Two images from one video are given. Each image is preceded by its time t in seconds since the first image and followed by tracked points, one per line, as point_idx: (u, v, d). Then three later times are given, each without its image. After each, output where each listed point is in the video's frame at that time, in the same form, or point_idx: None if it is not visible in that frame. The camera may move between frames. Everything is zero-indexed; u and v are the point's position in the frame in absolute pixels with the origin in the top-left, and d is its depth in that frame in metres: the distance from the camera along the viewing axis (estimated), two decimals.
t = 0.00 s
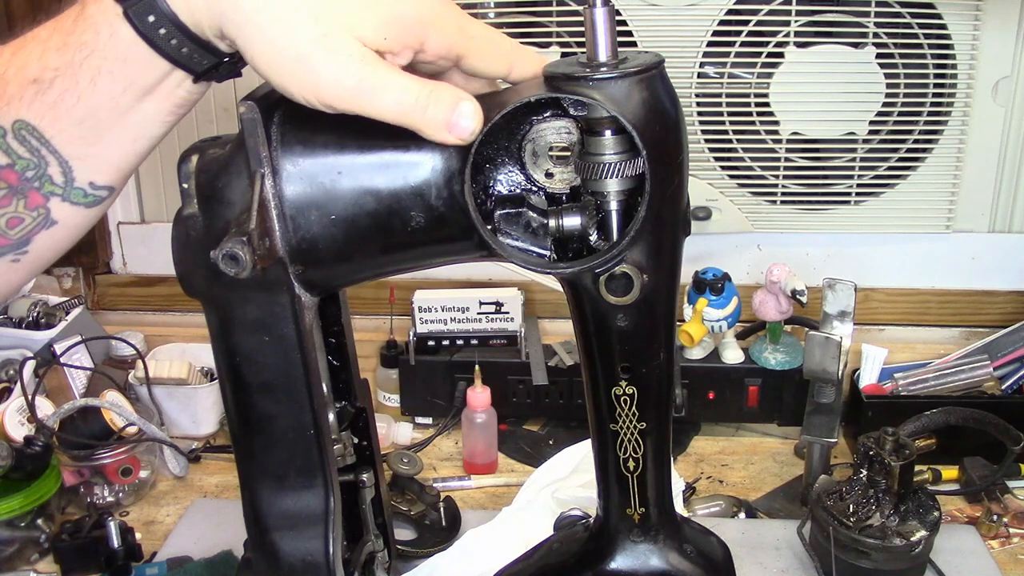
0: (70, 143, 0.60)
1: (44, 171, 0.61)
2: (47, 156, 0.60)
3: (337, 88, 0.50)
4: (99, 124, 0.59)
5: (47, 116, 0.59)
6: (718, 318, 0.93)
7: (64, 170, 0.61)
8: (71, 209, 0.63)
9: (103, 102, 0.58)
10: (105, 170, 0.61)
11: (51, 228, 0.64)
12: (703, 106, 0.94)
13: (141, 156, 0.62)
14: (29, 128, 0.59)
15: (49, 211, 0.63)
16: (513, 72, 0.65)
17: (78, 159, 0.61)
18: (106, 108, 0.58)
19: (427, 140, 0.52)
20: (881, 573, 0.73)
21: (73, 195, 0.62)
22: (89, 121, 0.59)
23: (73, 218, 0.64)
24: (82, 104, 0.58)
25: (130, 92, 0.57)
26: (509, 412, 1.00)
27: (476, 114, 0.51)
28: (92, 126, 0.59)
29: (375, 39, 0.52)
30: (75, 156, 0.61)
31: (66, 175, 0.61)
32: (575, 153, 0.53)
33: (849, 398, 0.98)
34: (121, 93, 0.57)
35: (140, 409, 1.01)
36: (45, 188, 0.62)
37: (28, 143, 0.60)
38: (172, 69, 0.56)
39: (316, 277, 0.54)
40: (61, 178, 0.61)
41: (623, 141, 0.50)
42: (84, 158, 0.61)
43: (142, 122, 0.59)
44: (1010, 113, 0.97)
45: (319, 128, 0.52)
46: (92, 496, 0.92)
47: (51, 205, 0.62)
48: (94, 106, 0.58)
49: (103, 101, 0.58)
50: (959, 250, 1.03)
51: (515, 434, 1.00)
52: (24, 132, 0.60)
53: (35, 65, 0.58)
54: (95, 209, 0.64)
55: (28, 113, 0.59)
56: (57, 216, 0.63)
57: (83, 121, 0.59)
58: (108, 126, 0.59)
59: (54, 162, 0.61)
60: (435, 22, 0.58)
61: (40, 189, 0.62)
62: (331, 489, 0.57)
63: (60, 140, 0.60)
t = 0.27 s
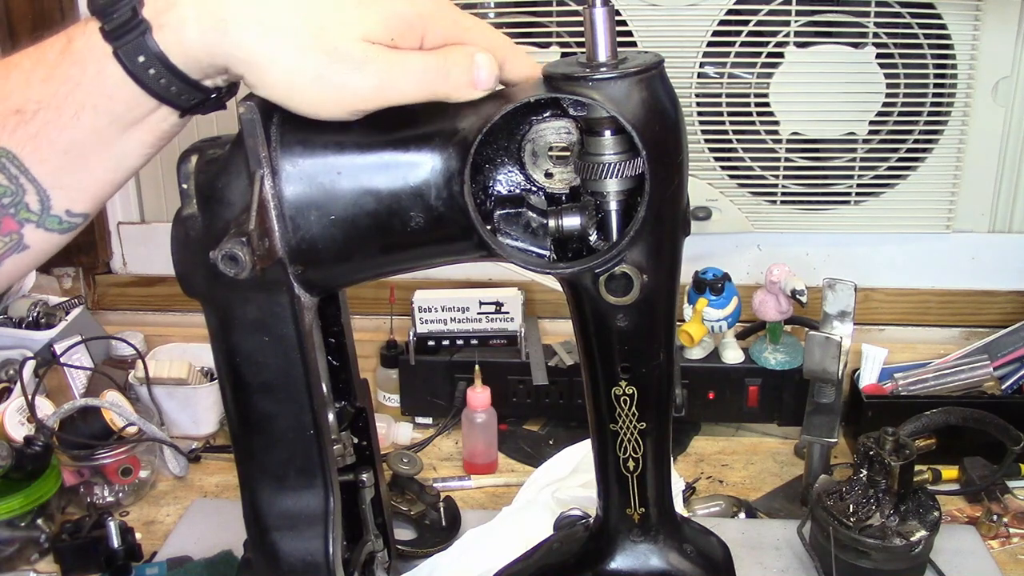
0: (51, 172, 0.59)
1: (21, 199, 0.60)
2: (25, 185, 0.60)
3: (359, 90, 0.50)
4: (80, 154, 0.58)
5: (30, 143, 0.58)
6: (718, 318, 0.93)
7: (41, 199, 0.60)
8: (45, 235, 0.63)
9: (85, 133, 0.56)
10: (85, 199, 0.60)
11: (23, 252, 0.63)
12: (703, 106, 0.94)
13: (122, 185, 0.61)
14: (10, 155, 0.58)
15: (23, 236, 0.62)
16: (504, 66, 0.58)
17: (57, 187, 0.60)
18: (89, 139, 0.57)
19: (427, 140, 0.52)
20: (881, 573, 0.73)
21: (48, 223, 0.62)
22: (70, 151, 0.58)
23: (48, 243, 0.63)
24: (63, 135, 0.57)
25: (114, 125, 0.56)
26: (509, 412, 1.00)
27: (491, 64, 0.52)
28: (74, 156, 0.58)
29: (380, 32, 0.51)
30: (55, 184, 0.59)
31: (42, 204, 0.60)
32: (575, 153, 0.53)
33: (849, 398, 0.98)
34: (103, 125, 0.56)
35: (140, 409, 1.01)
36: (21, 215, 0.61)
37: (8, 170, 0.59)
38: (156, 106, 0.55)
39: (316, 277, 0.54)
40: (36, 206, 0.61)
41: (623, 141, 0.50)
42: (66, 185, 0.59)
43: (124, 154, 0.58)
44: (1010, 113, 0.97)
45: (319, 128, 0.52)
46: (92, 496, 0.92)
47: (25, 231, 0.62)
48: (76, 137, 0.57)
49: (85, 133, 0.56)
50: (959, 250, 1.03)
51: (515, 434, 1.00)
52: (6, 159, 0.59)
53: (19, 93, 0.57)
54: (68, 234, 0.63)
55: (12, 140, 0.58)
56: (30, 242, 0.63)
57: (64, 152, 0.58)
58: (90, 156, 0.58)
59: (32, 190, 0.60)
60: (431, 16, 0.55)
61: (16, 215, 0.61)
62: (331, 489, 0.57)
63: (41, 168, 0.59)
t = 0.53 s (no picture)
0: (44, 159, 0.54)
1: (14, 188, 0.55)
2: (19, 173, 0.55)
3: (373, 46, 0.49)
4: (75, 141, 0.53)
5: (20, 130, 0.53)
6: (718, 319, 0.93)
7: (35, 188, 0.55)
8: (41, 227, 0.58)
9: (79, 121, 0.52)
10: (80, 188, 0.55)
11: (18, 245, 0.58)
12: (703, 106, 0.94)
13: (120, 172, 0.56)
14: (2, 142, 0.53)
15: (19, 228, 0.57)
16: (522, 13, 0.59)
17: (49, 176, 0.55)
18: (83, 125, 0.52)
19: (427, 140, 0.52)
20: (881, 573, 0.73)
21: (44, 213, 0.56)
22: (65, 139, 0.53)
23: (42, 235, 0.58)
24: (57, 121, 0.52)
25: (107, 113, 0.52)
26: (509, 412, 1.00)
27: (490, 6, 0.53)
28: (69, 141, 0.53)
29: None
30: (49, 174, 0.54)
31: (38, 194, 0.55)
32: (575, 153, 0.53)
33: (849, 398, 0.98)
34: (97, 110, 0.51)
35: (140, 410, 1.01)
36: (15, 206, 0.56)
37: None
38: (153, 88, 0.51)
39: (316, 277, 0.54)
40: (31, 197, 0.56)
41: (623, 141, 0.50)
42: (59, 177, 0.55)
43: (120, 140, 0.53)
44: (1010, 113, 0.97)
45: (319, 128, 0.52)
46: (92, 496, 0.92)
47: (20, 222, 0.57)
48: (70, 122, 0.52)
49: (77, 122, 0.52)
50: (959, 250, 1.03)
51: (515, 434, 1.00)
52: None
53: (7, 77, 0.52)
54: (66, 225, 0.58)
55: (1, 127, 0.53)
56: (26, 233, 0.58)
57: (55, 138, 0.53)
58: (86, 144, 0.53)
59: (25, 179, 0.55)
60: None
61: (9, 206, 0.56)
62: (331, 489, 0.57)
63: (33, 156, 0.54)
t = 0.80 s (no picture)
0: (120, 68, 0.53)
1: (89, 98, 0.54)
2: (94, 81, 0.53)
3: None
4: (147, 48, 0.53)
5: (97, 35, 0.52)
6: (718, 319, 0.93)
7: (110, 98, 0.54)
8: (114, 143, 0.56)
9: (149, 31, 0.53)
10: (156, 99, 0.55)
11: (90, 161, 0.56)
12: (703, 106, 0.94)
13: (186, 88, 0.56)
14: (78, 49, 0.53)
15: (90, 144, 0.55)
16: None
17: (125, 84, 0.54)
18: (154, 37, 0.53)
19: (427, 140, 0.52)
20: (881, 573, 0.73)
21: (117, 126, 0.55)
22: (141, 45, 0.53)
23: (114, 152, 0.56)
24: (132, 25, 0.52)
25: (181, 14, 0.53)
26: (509, 412, 1.00)
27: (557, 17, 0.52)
28: (143, 48, 0.53)
29: None
30: (121, 81, 0.54)
31: (113, 104, 0.54)
32: (575, 153, 0.53)
33: (849, 398, 0.97)
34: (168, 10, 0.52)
35: (140, 410, 1.01)
36: (88, 118, 0.54)
37: (76, 66, 0.53)
38: None
39: (316, 277, 0.54)
40: (107, 106, 0.54)
41: (622, 141, 0.50)
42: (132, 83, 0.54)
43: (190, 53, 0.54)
44: (1010, 113, 0.97)
45: (319, 128, 0.52)
46: (92, 496, 0.92)
47: (93, 136, 0.55)
48: (141, 30, 0.52)
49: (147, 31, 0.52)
50: (959, 250, 1.03)
51: (515, 434, 1.00)
52: (73, 53, 0.53)
53: None
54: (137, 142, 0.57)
55: (78, 31, 0.52)
56: (98, 150, 0.56)
57: (137, 44, 0.53)
58: (157, 53, 0.53)
59: (101, 87, 0.54)
60: None
61: (83, 117, 0.54)
62: (331, 489, 0.57)
63: (112, 63, 0.53)
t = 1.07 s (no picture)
0: (163, 79, 0.52)
1: (128, 108, 0.53)
2: (134, 91, 0.52)
3: None
4: (189, 61, 0.52)
5: (140, 47, 0.51)
6: (718, 319, 0.93)
7: (149, 109, 0.53)
8: (150, 152, 0.55)
9: (192, 47, 0.51)
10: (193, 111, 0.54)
11: (125, 170, 0.55)
12: (703, 106, 0.93)
13: (225, 100, 0.55)
14: (120, 60, 0.52)
15: (126, 152, 0.54)
16: None
17: (165, 96, 0.53)
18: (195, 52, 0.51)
19: (427, 140, 0.52)
20: (881, 573, 0.73)
21: (153, 136, 0.54)
22: (183, 57, 0.52)
23: (150, 161, 0.55)
24: (175, 39, 0.51)
25: (226, 32, 0.51)
26: (509, 412, 1.00)
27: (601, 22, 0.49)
28: (185, 60, 0.52)
29: None
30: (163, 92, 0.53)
31: (152, 115, 0.53)
32: (575, 153, 0.53)
33: (849, 398, 0.97)
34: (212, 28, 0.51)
35: (140, 410, 1.01)
36: (126, 127, 0.53)
37: (117, 76, 0.52)
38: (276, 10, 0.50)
39: (316, 277, 0.54)
40: (145, 117, 0.53)
41: (623, 141, 0.50)
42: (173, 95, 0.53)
43: (227, 68, 0.52)
44: (1010, 113, 0.97)
45: (319, 128, 0.52)
46: (92, 496, 0.92)
47: (131, 144, 0.54)
48: (184, 46, 0.51)
49: (188, 46, 0.51)
50: (959, 250, 1.03)
51: (515, 434, 1.00)
52: (115, 63, 0.52)
53: None
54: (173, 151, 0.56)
55: (121, 42, 0.51)
56: (134, 159, 0.55)
57: (178, 57, 0.51)
58: (200, 66, 0.52)
59: (141, 98, 0.53)
60: None
61: (121, 127, 0.53)
62: (331, 489, 0.57)
63: (154, 75, 0.52)
